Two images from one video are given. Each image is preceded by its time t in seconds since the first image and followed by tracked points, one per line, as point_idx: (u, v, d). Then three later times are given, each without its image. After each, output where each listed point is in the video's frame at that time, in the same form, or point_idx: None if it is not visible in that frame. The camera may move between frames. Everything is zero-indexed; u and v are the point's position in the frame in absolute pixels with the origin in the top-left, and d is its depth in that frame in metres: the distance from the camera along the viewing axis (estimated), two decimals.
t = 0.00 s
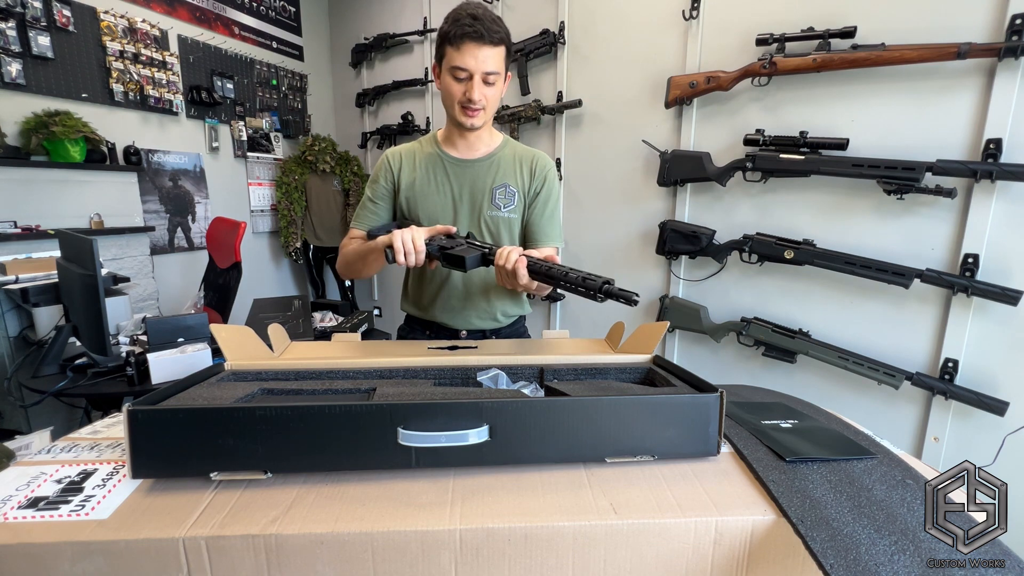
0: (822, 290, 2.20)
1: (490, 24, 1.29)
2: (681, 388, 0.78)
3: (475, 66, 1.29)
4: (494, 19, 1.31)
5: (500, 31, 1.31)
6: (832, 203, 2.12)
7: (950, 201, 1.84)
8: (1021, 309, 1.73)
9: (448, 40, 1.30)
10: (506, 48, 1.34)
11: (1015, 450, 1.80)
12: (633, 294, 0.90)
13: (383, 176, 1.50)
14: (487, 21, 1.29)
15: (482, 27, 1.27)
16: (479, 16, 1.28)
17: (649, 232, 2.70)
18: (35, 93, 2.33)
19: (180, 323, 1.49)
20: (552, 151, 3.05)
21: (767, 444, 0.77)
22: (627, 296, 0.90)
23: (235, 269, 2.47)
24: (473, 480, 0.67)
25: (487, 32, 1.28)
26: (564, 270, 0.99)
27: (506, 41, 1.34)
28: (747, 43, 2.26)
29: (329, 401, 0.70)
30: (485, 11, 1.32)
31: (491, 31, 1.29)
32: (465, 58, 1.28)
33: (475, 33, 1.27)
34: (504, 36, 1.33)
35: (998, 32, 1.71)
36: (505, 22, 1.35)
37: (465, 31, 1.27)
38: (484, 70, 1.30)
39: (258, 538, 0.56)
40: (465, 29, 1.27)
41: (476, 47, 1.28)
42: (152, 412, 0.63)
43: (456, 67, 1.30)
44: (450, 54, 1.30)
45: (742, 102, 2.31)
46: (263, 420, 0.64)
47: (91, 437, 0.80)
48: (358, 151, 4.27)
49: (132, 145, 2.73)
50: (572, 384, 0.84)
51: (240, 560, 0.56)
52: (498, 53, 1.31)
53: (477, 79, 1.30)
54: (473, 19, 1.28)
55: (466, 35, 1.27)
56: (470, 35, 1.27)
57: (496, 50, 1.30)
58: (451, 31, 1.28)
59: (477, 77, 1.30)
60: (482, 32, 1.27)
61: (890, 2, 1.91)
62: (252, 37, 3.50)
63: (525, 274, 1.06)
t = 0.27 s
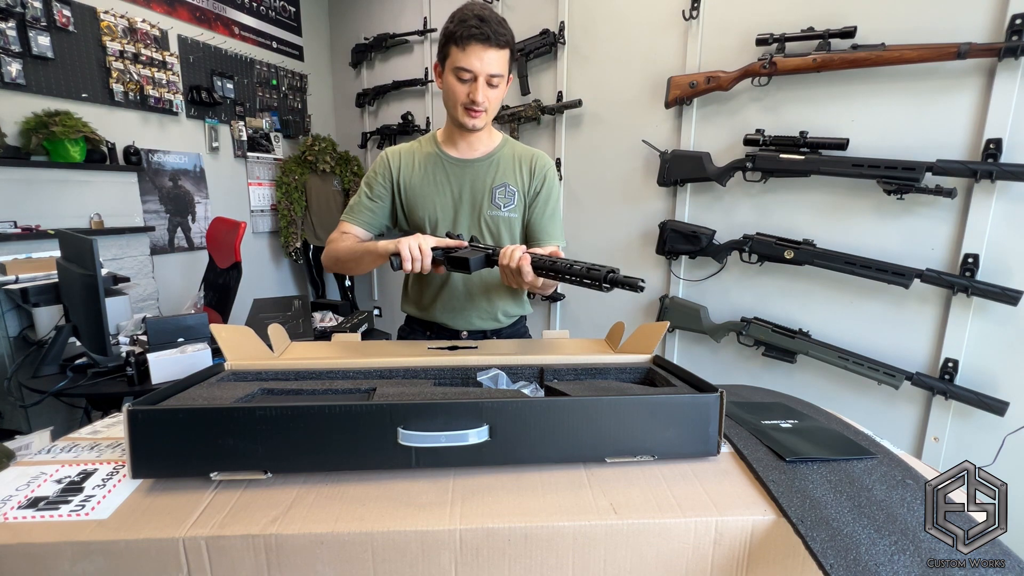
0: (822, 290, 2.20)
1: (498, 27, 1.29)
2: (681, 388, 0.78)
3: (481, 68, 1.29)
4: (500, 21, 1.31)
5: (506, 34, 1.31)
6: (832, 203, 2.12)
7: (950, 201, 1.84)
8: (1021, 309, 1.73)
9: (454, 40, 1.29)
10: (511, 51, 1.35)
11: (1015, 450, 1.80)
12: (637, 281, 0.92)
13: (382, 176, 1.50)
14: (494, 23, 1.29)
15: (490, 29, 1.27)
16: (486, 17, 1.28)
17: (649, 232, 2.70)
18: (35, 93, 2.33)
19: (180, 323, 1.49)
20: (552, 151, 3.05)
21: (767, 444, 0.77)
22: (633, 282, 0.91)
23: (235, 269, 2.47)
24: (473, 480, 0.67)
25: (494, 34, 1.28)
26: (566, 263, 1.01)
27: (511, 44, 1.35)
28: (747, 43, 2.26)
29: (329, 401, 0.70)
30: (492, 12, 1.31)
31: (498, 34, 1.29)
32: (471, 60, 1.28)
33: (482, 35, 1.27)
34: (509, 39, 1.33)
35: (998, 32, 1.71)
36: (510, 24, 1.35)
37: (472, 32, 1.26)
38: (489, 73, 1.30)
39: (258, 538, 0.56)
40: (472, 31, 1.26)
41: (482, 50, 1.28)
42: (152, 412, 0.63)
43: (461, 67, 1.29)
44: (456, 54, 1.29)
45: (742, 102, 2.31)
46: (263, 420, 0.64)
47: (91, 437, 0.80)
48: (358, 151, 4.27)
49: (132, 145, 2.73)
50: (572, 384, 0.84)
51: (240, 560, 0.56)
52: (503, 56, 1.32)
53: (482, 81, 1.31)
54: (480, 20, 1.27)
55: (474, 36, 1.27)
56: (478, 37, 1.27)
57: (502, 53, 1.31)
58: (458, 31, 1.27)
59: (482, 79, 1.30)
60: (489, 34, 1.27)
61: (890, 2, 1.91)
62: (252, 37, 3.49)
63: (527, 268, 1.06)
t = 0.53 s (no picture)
0: (822, 290, 2.20)
1: (509, 28, 1.29)
2: (681, 388, 0.78)
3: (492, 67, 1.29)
4: (511, 23, 1.31)
5: (516, 36, 1.32)
6: (832, 203, 2.12)
7: (950, 201, 1.84)
8: (1021, 309, 1.73)
9: (465, 39, 1.28)
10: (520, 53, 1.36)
11: (1015, 450, 1.80)
12: (623, 259, 0.85)
13: (383, 177, 1.49)
14: (506, 24, 1.30)
15: (502, 30, 1.28)
16: (498, 18, 1.29)
17: (649, 232, 2.70)
18: (35, 93, 2.33)
19: (180, 323, 1.49)
20: (552, 151, 3.05)
21: (767, 444, 0.77)
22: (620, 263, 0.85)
23: (235, 269, 2.47)
24: (473, 480, 0.67)
25: (506, 35, 1.28)
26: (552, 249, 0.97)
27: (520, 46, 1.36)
28: (747, 43, 2.26)
29: (330, 401, 0.70)
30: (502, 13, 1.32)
31: (510, 34, 1.29)
32: (482, 59, 1.28)
33: (495, 35, 1.27)
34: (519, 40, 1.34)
35: (998, 32, 1.71)
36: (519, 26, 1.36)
37: (485, 32, 1.26)
38: (500, 73, 1.30)
39: (258, 538, 0.56)
40: (484, 30, 1.26)
41: (494, 50, 1.28)
42: (152, 411, 0.63)
43: (472, 66, 1.29)
44: (467, 53, 1.29)
45: (742, 102, 2.31)
46: (263, 420, 0.64)
47: (91, 437, 0.80)
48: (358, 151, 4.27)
49: (132, 145, 2.73)
50: (572, 384, 0.84)
51: (240, 560, 0.56)
52: (513, 57, 1.32)
53: (492, 81, 1.31)
54: (492, 21, 1.28)
55: (486, 35, 1.27)
56: (490, 36, 1.27)
57: (513, 54, 1.32)
58: (470, 30, 1.27)
59: (493, 79, 1.30)
60: (502, 35, 1.27)
61: (890, 2, 1.91)
62: (252, 37, 3.49)
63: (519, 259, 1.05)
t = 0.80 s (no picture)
0: (822, 290, 2.20)
1: (507, 24, 1.30)
2: (681, 387, 0.78)
3: (490, 62, 1.29)
4: (508, 20, 1.32)
5: (514, 32, 1.32)
6: (832, 203, 2.12)
7: (950, 201, 1.84)
8: (1021, 309, 1.73)
9: (462, 35, 1.28)
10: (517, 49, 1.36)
11: (1015, 450, 1.80)
12: (599, 252, 0.84)
13: (386, 180, 1.49)
14: (503, 20, 1.30)
15: (499, 25, 1.28)
16: (496, 14, 1.29)
17: (649, 232, 2.70)
18: (35, 93, 2.33)
19: (180, 323, 1.49)
20: (552, 151, 3.05)
21: (767, 444, 0.77)
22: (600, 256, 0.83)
23: (235, 269, 2.47)
24: (473, 480, 0.67)
25: (504, 32, 1.28)
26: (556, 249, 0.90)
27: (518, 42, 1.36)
28: (747, 43, 2.26)
29: (330, 401, 0.70)
30: (500, 10, 1.32)
31: (507, 30, 1.29)
32: (480, 54, 1.27)
33: (492, 31, 1.27)
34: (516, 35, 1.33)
35: (998, 32, 1.71)
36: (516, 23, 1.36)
37: (482, 27, 1.26)
38: (498, 69, 1.30)
39: (258, 538, 0.56)
40: (482, 25, 1.26)
41: (492, 45, 1.28)
42: (152, 412, 0.63)
43: (471, 62, 1.28)
44: (465, 49, 1.28)
45: (742, 102, 2.31)
46: (263, 420, 0.64)
47: (91, 437, 0.80)
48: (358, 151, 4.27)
49: (132, 145, 2.73)
50: (571, 384, 0.84)
51: (240, 560, 0.56)
52: (512, 54, 1.32)
53: (490, 77, 1.30)
54: (490, 17, 1.28)
55: (484, 31, 1.26)
56: (487, 32, 1.27)
57: (510, 50, 1.32)
58: (467, 26, 1.27)
59: (490, 75, 1.30)
60: (498, 30, 1.27)
61: (890, 2, 1.91)
62: (252, 37, 3.49)
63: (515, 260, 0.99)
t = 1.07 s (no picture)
0: (822, 290, 2.20)
1: (485, 26, 1.29)
2: (681, 387, 0.78)
3: (470, 68, 1.30)
4: (490, 22, 1.31)
5: (496, 34, 1.31)
6: (832, 203, 2.12)
7: (950, 201, 1.84)
8: (1020, 309, 1.73)
9: (445, 46, 1.32)
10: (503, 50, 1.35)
11: (1015, 450, 1.80)
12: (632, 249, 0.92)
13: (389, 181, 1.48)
14: (483, 22, 1.29)
15: (473, 29, 1.27)
16: (473, 19, 1.29)
17: (649, 232, 2.70)
18: (35, 93, 2.33)
19: (180, 323, 1.49)
20: (552, 151, 3.05)
21: (767, 444, 0.77)
22: (631, 255, 0.91)
23: (235, 269, 2.47)
24: (473, 480, 0.67)
25: (481, 34, 1.28)
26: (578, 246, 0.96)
27: (504, 43, 1.35)
28: (747, 43, 2.26)
29: (330, 401, 0.70)
30: (482, 13, 1.32)
31: (484, 33, 1.28)
32: (459, 62, 1.29)
33: (466, 36, 1.27)
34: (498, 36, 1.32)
35: (998, 32, 1.71)
36: (502, 23, 1.35)
37: (457, 36, 1.28)
38: (479, 73, 1.30)
39: (258, 538, 0.56)
40: (456, 34, 1.28)
41: (472, 50, 1.29)
42: (152, 411, 0.63)
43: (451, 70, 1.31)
44: (448, 59, 1.32)
45: (742, 102, 2.31)
46: (263, 420, 0.64)
47: (91, 437, 0.80)
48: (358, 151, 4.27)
49: (132, 145, 2.73)
50: (571, 384, 0.84)
51: (240, 560, 0.56)
52: (494, 55, 1.31)
53: (471, 82, 1.31)
54: (466, 22, 1.28)
55: (460, 38, 1.28)
56: (461, 39, 1.28)
57: (491, 52, 1.31)
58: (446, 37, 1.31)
59: (471, 80, 1.31)
60: (473, 35, 1.27)
61: (890, 2, 1.91)
62: (252, 37, 3.50)
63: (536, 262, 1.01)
